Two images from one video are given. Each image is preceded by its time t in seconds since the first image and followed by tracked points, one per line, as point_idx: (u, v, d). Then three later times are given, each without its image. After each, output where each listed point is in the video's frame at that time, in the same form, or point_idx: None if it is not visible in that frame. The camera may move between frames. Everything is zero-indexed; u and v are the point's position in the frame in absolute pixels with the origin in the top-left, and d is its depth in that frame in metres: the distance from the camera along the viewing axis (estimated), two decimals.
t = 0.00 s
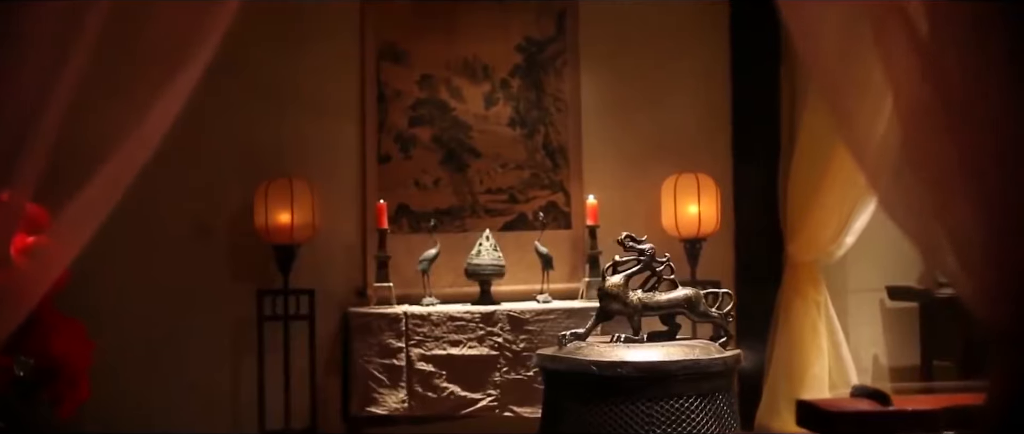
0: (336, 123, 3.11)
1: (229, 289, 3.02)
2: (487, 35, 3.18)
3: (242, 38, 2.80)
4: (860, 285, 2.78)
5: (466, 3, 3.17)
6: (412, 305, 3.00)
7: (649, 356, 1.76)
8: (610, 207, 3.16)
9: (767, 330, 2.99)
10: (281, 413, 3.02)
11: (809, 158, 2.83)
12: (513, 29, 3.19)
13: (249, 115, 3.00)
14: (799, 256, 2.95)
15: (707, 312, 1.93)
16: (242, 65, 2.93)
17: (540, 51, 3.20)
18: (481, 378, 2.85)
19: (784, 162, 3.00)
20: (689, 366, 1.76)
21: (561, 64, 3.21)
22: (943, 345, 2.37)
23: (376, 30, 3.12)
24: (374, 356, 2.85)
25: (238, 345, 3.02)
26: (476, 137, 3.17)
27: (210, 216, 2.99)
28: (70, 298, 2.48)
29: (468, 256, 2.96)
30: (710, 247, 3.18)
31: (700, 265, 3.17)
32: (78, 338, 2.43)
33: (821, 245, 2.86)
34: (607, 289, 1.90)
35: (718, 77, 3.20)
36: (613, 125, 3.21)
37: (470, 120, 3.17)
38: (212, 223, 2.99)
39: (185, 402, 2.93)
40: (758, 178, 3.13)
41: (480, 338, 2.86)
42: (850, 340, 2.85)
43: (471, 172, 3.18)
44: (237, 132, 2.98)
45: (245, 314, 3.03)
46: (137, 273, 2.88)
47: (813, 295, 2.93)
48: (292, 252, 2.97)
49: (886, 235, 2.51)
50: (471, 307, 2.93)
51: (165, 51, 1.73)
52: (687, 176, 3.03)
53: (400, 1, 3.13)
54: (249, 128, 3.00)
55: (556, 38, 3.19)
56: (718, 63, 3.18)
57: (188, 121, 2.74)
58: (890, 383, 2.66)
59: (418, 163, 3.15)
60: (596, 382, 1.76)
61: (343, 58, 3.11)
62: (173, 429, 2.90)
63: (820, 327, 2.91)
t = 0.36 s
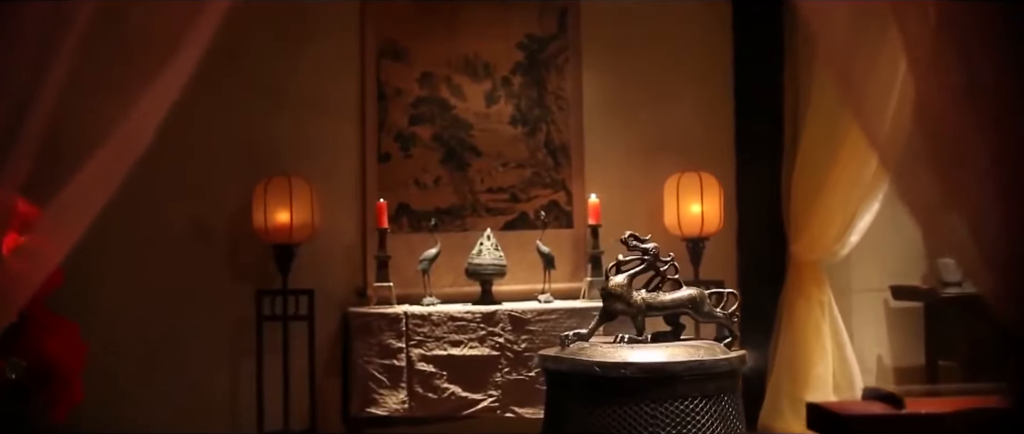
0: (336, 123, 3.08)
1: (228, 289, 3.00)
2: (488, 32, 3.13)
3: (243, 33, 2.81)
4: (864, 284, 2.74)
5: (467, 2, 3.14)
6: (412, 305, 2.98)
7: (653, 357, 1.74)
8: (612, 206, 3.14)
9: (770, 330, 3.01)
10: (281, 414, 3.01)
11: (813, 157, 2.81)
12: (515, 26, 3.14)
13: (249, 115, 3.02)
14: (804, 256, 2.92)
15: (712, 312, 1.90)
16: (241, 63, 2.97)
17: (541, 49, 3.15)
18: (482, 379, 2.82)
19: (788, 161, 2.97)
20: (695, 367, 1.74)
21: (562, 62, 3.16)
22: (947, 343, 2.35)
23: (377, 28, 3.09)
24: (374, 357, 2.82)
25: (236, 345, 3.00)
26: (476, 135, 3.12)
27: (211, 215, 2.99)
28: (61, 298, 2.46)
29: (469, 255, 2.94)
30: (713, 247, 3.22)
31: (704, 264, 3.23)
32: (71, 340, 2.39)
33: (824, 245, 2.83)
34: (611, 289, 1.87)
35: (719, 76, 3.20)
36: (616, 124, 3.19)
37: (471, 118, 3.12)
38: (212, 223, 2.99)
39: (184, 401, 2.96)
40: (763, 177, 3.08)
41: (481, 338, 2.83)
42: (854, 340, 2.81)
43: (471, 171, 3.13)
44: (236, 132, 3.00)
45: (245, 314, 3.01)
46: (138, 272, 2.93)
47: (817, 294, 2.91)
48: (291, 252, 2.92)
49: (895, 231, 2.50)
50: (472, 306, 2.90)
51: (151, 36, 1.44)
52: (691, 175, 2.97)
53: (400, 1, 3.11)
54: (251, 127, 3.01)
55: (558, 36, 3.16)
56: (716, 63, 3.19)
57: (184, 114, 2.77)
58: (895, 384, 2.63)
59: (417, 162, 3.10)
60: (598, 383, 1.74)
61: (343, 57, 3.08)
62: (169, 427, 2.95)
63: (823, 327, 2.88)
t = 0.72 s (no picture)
0: (335, 122, 3.05)
1: (226, 289, 2.98)
2: (489, 31, 3.11)
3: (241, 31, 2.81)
4: (867, 283, 2.73)
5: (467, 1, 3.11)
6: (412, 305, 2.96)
7: (656, 359, 1.72)
8: (613, 206, 3.12)
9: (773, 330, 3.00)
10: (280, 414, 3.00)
11: (816, 157, 2.79)
12: (515, 25, 3.11)
13: (248, 114, 3.00)
14: (806, 256, 2.89)
15: (716, 313, 1.89)
16: (238, 63, 2.96)
17: (541, 48, 3.12)
18: (483, 380, 2.81)
19: (790, 161, 2.95)
20: (699, 368, 1.72)
21: (563, 61, 3.14)
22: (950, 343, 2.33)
23: (376, 27, 3.07)
24: (374, 358, 2.80)
25: (235, 346, 2.98)
26: (476, 135, 3.10)
27: (208, 216, 2.97)
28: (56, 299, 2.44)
29: (470, 256, 2.92)
30: (715, 247, 3.20)
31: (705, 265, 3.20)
32: (66, 343, 2.36)
33: (827, 245, 2.80)
34: (613, 289, 1.85)
35: (722, 76, 3.19)
36: (618, 124, 3.16)
37: (471, 117, 3.10)
38: (210, 223, 2.97)
39: (182, 402, 2.95)
40: (767, 177, 3.07)
41: (481, 339, 2.81)
42: (857, 340, 2.80)
43: (472, 171, 3.10)
44: (235, 132, 2.98)
45: (243, 315, 3.00)
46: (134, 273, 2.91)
47: (819, 294, 2.88)
48: (291, 252, 2.90)
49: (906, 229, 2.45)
50: (473, 307, 2.88)
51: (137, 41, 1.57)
52: (693, 174, 2.96)
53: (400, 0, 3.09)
54: (250, 127, 3.00)
55: (558, 34, 3.13)
56: (715, 64, 3.19)
57: (176, 109, 2.75)
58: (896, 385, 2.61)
59: (417, 161, 3.07)
60: (602, 385, 1.72)
61: (342, 56, 3.06)
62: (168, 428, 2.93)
63: (826, 327, 2.86)
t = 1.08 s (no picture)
0: (334, 122, 3.03)
1: (224, 289, 2.96)
2: (490, 30, 3.08)
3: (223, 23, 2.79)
4: (871, 283, 2.72)
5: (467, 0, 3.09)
6: (412, 306, 2.95)
7: (659, 361, 1.70)
8: (613, 206, 3.11)
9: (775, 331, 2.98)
10: (278, 415, 2.98)
11: (818, 157, 2.77)
12: (515, 24, 3.09)
13: (245, 113, 2.98)
14: (809, 256, 2.86)
15: (719, 314, 1.85)
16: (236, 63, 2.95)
17: (541, 47, 3.10)
18: (484, 381, 2.79)
19: (791, 161, 2.94)
20: (703, 370, 1.70)
21: (564, 59, 3.12)
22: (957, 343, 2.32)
23: (376, 26, 3.05)
24: (373, 359, 2.77)
25: (233, 346, 2.96)
26: (477, 134, 3.08)
27: (205, 216, 2.95)
28: (50, 298, 2.42)
29: (470, 256, 2.90)
30: (716, 248, 3.22)
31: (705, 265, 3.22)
32: (62, 344, 2.35)
33: (830, 246, 2.77)
34: (615, 290, 1.83)
35: (721, 77, 3.17)
36: (619, 124, 3.14)
37: (472, 116, 3.07)
38: (207, 224, 2.95)
39: (179, 404, 2.93)
40: (768, 178, 3.05)
41: (482, 340, 2.79)
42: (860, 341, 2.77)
43: (472, 171, 3.08)
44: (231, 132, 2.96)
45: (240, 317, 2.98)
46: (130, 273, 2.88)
47: (821, 294, 2.86)
48: (289, 253, 2.88)
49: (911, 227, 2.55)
50: (473, 308, 2.86)
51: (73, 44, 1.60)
52: (694, 173, 2.93)
53: None
54: (247, 125, 2.98)
55: (559, 33, 3.11)
56: (716, 63, 3.16)
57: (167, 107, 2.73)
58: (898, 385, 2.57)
59: (417, 161, 3.05)
60: (604, 387, 1.70)
61: (341, 55, 3.04)
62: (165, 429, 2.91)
63: (828, 328, 2.84)
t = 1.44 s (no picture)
0: (332, 121, 3.01)
1: (222, 290, 2.94)
2: (489, 30, 3.07)
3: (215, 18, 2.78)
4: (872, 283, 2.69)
5: None
6: (411, 307, 2.93)
7: (661, 362, 1.68)
8: (613, 207, 3.09)
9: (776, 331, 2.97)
10: (276, 416, 2.96)
11: (819, 157, 2.75)
12: (514, 23, 3.07)
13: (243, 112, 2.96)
14: (809, 256, 2.84)
15: (721, 315, 1.83)
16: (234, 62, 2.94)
17: (542, 47, 3.08)
18: (483, 383, 2.78)
19: (792, 161, 2.92)
20: (705, 372, 1.68)
21: (564, 59, 3.10)
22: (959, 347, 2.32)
23: (375, 25, 3.03)
24: (372, 360, 2.75)
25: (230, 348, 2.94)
26: (477, 134, 3.05)
27: (202, 216, 2.93)
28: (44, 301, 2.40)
29: (469, 256, 2.88)
30: (716, 249, 3.20)
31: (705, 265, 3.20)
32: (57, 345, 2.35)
33: (831, 246, 2.75)
34: (616, 291, 1.81)
35: (722, 78, 3.15)
36: (618, 123, 3.12)
37: (471, 116, 3.05)
38: (204, 223, 2.93)
39: (176, 405, 2.91)
40: (769, 177, 3.04)
41: (481, 342, 2.77)
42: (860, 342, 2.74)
43: (472, 170, 3.06)
44: (229, 132, 2.95)
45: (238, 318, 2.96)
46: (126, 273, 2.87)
47: (822, 295, 2.84)
48: (287, 253, 2.86)
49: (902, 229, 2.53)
50: (472, 308, 2.84)
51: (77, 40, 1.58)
52: (695, 173, 2.91)
53: None
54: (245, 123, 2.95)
55: (559, 33, 3.09)
56: (717, 63, 3.15)
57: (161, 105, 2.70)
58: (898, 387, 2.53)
59: (416, 160, 3.03)
60: (604, 389, 1.68)
61: (339, 55, 3.02)
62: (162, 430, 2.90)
63: (829, 329, 2.82)
